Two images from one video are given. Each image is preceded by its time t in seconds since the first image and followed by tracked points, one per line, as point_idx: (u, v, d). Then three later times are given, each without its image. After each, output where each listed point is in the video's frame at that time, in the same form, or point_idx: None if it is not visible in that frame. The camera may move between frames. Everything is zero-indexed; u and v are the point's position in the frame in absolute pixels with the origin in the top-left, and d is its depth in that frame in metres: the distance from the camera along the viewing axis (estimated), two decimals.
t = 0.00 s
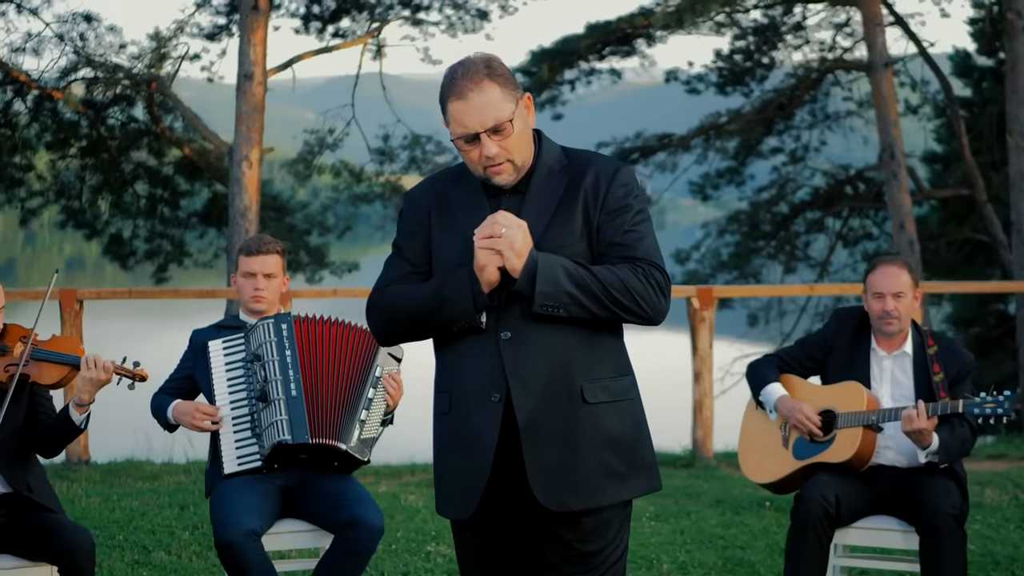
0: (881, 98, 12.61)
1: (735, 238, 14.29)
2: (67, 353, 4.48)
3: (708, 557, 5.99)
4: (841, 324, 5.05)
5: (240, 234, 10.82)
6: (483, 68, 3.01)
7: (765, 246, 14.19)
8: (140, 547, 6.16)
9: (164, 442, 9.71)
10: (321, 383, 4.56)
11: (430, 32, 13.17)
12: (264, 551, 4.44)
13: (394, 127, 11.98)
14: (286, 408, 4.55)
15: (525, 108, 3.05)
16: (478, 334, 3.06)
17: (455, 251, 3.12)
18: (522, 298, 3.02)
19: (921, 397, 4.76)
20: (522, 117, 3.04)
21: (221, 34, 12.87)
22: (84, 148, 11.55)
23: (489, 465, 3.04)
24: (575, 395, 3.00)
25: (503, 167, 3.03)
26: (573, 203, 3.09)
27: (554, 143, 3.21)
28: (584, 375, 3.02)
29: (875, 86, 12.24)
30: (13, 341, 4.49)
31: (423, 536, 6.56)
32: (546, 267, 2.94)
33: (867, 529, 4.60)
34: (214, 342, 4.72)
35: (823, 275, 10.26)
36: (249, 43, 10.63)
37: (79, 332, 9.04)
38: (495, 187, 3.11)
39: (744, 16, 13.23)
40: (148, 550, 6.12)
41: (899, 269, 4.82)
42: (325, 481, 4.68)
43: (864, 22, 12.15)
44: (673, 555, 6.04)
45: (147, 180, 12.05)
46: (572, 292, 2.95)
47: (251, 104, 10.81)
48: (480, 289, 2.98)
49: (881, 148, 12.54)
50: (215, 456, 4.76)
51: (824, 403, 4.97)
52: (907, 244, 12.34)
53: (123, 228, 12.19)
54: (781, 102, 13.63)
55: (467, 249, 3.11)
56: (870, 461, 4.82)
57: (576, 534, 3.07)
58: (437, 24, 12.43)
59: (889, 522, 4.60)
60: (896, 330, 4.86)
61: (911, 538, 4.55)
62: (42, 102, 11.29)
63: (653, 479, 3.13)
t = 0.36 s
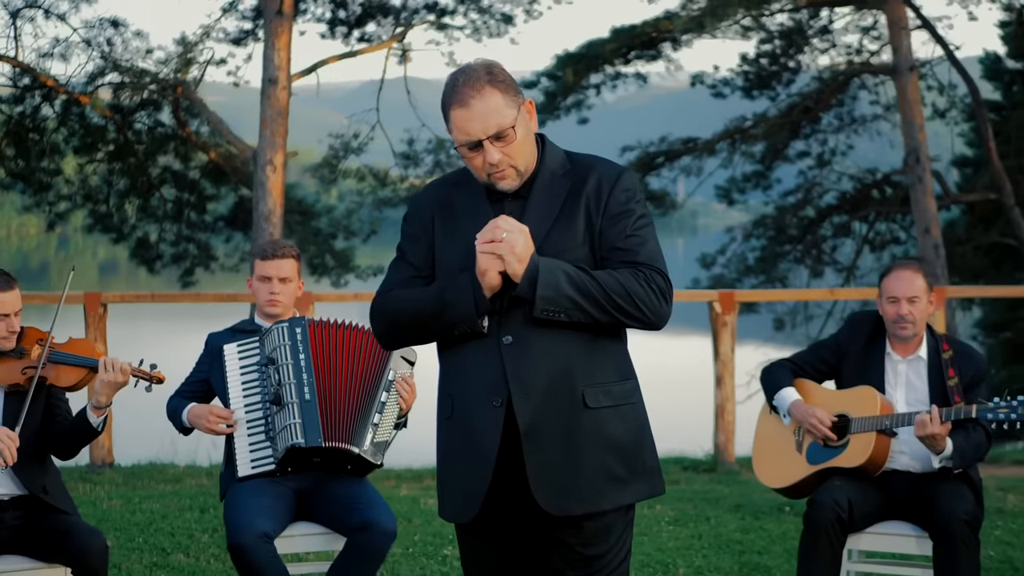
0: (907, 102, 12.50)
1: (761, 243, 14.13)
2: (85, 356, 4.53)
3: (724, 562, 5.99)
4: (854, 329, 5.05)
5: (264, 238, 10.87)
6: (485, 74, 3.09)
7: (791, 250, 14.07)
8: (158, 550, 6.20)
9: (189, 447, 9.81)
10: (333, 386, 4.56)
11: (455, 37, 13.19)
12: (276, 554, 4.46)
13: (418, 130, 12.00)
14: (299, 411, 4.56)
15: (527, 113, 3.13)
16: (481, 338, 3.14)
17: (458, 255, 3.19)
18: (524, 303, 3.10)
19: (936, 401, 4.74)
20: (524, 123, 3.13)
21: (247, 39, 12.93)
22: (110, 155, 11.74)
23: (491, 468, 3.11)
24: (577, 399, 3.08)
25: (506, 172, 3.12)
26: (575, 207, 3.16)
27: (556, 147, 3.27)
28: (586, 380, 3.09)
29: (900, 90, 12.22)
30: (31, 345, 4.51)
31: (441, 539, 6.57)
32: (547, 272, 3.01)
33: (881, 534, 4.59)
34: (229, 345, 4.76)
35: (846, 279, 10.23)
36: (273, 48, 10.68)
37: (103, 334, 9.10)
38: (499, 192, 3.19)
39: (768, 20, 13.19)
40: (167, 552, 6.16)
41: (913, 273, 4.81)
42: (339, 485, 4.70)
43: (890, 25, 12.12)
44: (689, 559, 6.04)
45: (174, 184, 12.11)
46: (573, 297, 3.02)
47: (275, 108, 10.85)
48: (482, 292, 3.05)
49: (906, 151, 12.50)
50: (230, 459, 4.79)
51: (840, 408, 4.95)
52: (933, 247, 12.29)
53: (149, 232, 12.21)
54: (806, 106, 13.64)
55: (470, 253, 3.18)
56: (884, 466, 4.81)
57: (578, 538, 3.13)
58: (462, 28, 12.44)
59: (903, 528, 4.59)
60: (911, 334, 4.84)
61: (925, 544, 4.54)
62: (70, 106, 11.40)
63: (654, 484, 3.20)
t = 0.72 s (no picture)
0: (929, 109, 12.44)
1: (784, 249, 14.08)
2: (94, 363, 4.54)
3: (737, 570, 5.98)
4: (867, 336, 5.03)
5: (284, 245, 10.90)
6: (484, 81, 3.13)
7: (815, 257, 13.94)
8: (173, 556, 6.22)
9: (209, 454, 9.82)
10: (343, 393, 4.58)
11: (477, 44, 13.22)
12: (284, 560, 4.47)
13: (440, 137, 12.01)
14: (309, 418, 4.58)
15: (525, 121, 3.16)
16: (480, 346, 3.15)
17: (457, 262, 3.21)
18: (523, 310, 3.11)
19: (946, 409, 4.72)
20: (522, 129, 3.15)
21: (270, 46, 12.98)
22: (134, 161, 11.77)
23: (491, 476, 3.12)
24: (576, 407, 3.09)
25: (503, 180, 3.14)
26: (575, 215, 3.19)
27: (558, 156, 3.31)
28: (585, 388, 3.10)
29: (922, 96, 12.21)
30: (41, 351, 4.55)
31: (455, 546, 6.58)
32: (546, 279, 3.01)
33: (891, 543, 4.58)
34: (240, 352, 4.77)
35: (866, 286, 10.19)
36: (294, 55, 10.71)
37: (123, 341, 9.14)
38: (497, 200, 3.21)
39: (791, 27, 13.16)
40: (181, 558, 6.19)
41: (926, 281, 4.77)
42: (348, 492, 4.71)
43: (912, 32, 12.11)
44: (702, 567, 6.03)
45: (197, 191, 12.17)
46: (571, 305, 3.03)
47: (296, 115, 10.89)
48: (482, 300, 3.05)
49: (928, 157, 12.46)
50: (240, 466, 4.80)
51: (850, 416, 4.93)
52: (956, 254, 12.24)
53: (172, 239, 12.26)
54: (830, 112, 13.58)
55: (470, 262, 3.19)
56: (894, 474, 4.80)
57: (578, 546, 3.14)
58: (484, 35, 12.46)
59: (913, 536, 4.58)
60: (923, 342, 4.83)
61: (935, 553, 4.52)
62: (94, 113, 11.46)
63: (655, 493, 3.21)
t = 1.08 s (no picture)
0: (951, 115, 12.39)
1: (807, 256, 14.04)
2: (102, 369, 4.54)
3: None
4: (878, 344, 5.03)
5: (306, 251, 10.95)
6: (486, 88, 3.13)
7: (838, 263, 13.87)
8: (189, 561, 6.24)
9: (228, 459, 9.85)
10: (354, 400, 4.58)
11: (499, 50, 13.24)
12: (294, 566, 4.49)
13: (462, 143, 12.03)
14: (319, 425, 4.58)
15: (527, 128, 3.16)
16: (481, 353, 3.15)
17: (459, 269, 3.21)
18: (523, 317, 3.11)
19: (959, 418, 4.71)
20: (524, 136, 3.15)
21: (292, 54, 13.02)
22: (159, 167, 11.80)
23: (491, 482, 3.12)
24: (576, 414, 3.09)
25: (506, 186, 3.15)
26: (576, 222, 3.19)
27: (560, 162, 3.32)
28: (586, 395, 3.10)
29: (945, 102, 12.21)
30: (50, 357, 4.58)
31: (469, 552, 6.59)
32: (546, 287, 3.02)
33: (902, 551, 4.54)
34: (252, 359, 4.80)
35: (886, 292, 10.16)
36: (314, 62, 10.75)
37: (143, 347, 9.18)
38: (499, 206, 3.22)
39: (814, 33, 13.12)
40: (197, 564, 6.21)
41: (940, 289, 4.76)
42: (359, 498, 4.72)
43: (934, 38, 12.09)
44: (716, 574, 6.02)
45: (220, 199, 12.19)
46: (571, 312, 3.03)
47: (317, 122, 10.92)
48: (482, 308, 3.06)
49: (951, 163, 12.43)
50: (251, 472, 4.83)
51: (864, 423, 4.90)
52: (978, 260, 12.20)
53: (195, 245, 12.30)
54: (853, 118, 13.50)
55: (472, 268, 3.19)
56: (907, 482, 4.79)
57: (579, 552, 3.15)
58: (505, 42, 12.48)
59: (924, 544, 4.55)
60: (937, 351, 4.80)
61: (946, 561, 4.50)
62: (117, 121, 11.50)
63: (657, 499, 3.21)
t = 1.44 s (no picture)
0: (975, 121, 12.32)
1: (832, 261, 13.99)
2: (114, 373, 4.58)
3: None
4: (891, 350, 5.01)
5: (327, 255, 11.00)
6: (492, 92, 3.10)
7: (864, 270, 13.72)
8: (205, 564, 6.27)
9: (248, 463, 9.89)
10: (366, 404, 4.59)
11: (522, 56, 13.26)
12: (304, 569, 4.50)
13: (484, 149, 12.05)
14: (330, 428, 4.59)
15: (534, 131, 3.14)
16: (486, 357, 3.15)
17: (465, 274, 3.20)
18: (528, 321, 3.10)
19: (972, 425, 4.69)
20: (531, 140, 3.12)
21: (316, 59, 13.07)
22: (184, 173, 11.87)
23: (496, 486, 3.12)
24: (580, 419, 3.08)
25: (514, 190, 3.12)
26: (581, 227, 3.16)
27: (566, 165, 3.29)
28: (590, 399, 3.09)
29: (969, 107, 12.17)
30: (63, 360, 4.63)
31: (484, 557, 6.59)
32: (550, 292, 3.01)
33: (913, 557, 4.52)
34: (265, 362, 4.81)
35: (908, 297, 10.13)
36: (336, 68, 10.79)
37: (165, 351, 9.23)
38: (505, 210, 3.19)
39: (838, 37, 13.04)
40: (213, 567, 6.24)
41: (953, 294, 4.74)
42: (370, 501, 4.73)
43: (958, 42, 12.05)
44: None
45: (244, 204, 12.24)
46: (575, 317, 3.02)
47: (338, 128, 10.97)
48: (487, 312, 3.06)
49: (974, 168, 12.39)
50: (264, 474, 4.84)
51: (875, 429, 4.90)
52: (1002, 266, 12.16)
53: (220, 250, 12.35)
54: (877, 123, 13.41)
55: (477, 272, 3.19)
56: (919, 487, 4.77)
57: (582, 555, 3.14)
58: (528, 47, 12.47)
59: (936, 549, 4.51)
60: (950, 355, 4.78)
61: (959, 567, 4.45)
62: (142, 127, 11.57)
63: (662, 503, 3.19)
